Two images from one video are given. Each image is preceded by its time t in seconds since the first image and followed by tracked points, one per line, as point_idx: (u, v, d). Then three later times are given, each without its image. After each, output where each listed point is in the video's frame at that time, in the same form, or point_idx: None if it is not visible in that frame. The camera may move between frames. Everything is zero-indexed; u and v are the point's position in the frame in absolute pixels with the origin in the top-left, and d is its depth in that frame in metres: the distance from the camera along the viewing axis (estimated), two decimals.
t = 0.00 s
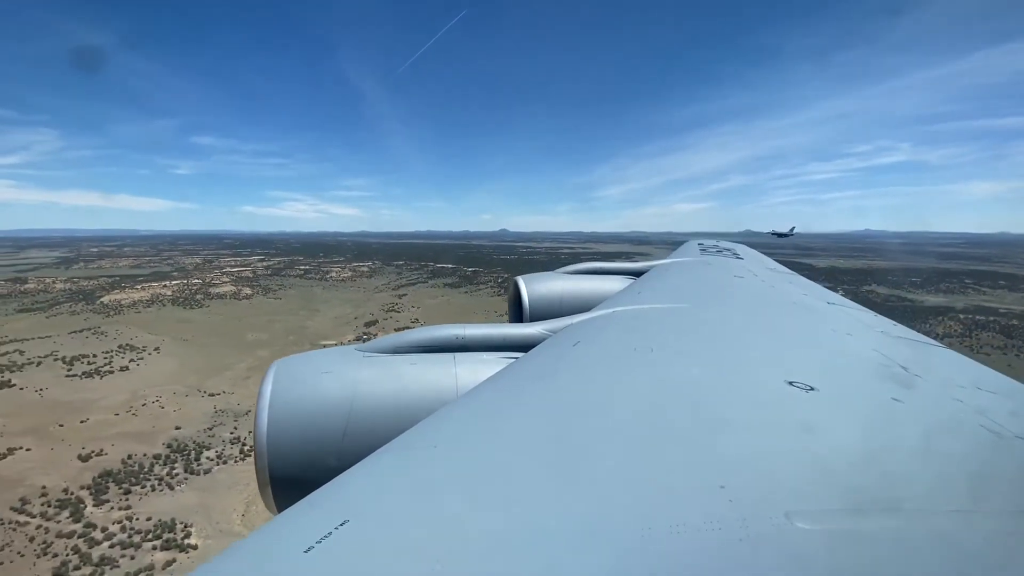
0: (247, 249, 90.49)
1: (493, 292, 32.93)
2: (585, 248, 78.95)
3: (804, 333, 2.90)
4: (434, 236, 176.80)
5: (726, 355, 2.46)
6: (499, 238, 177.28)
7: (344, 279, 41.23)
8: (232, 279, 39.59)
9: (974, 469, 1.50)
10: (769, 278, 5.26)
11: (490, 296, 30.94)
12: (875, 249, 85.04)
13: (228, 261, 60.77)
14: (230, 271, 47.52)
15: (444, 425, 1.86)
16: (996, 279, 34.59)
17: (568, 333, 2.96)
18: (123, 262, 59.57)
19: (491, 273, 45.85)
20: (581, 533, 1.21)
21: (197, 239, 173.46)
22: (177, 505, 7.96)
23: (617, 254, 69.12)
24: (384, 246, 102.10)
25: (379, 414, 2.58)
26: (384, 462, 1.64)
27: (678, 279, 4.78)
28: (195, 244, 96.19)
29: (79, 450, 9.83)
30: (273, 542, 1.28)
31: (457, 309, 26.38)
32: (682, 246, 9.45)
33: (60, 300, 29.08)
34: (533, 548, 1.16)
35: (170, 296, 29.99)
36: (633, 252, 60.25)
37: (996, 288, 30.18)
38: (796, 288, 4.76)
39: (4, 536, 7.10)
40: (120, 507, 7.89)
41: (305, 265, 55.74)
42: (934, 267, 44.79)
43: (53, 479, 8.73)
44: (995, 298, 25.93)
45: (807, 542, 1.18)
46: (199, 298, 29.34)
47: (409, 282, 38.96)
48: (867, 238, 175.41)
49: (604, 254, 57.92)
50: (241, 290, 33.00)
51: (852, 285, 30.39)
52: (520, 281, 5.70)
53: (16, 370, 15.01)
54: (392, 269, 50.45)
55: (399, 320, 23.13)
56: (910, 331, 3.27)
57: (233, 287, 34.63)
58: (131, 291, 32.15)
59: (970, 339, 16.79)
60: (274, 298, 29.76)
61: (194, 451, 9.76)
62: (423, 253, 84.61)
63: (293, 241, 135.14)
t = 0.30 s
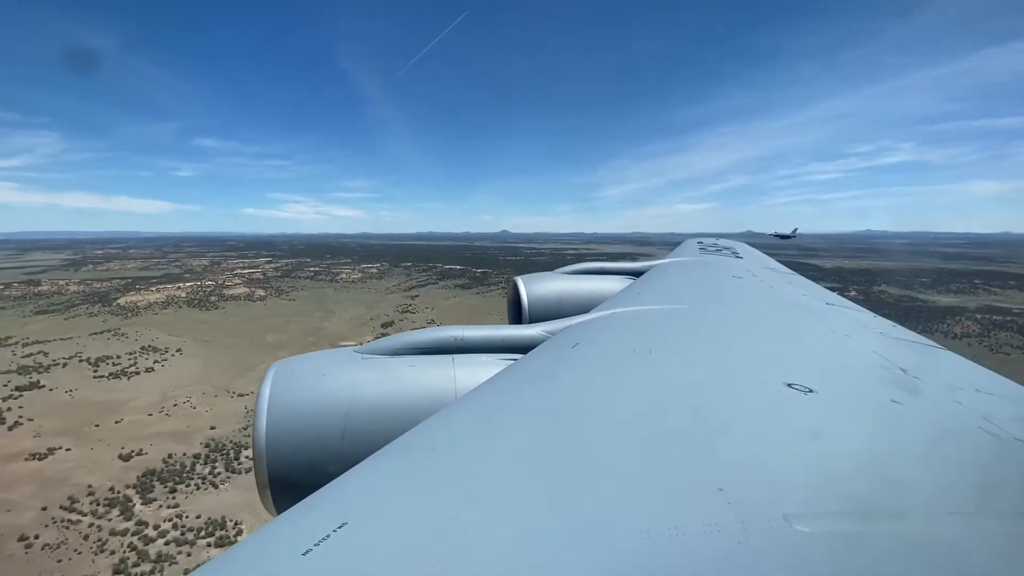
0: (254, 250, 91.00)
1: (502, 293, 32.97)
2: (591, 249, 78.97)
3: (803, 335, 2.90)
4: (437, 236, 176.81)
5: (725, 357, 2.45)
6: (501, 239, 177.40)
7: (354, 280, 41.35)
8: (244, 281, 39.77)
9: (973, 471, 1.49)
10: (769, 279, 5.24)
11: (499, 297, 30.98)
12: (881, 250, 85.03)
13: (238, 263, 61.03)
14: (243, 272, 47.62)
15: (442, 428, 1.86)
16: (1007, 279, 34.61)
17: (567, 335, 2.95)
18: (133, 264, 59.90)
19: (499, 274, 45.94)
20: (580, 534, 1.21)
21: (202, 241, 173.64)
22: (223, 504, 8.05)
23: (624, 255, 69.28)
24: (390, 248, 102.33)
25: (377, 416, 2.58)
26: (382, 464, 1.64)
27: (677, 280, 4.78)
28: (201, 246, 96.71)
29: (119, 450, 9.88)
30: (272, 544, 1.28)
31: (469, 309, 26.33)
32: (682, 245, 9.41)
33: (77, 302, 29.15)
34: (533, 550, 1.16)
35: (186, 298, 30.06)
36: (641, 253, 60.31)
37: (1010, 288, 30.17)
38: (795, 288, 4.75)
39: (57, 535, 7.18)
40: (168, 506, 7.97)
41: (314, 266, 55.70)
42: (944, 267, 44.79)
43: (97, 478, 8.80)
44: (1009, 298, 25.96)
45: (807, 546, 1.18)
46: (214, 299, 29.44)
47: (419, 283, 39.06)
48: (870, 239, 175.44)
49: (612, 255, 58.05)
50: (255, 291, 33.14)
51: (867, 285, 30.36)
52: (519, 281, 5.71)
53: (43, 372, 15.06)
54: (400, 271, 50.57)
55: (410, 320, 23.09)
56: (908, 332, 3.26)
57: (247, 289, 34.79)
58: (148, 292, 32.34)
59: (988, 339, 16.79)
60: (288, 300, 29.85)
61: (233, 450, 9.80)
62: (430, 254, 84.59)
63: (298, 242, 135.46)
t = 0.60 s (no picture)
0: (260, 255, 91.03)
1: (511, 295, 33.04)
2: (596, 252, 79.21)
3: (802, 337, 2.90)
4: (440, 239, 176.87)
5: (723, 359, 2.45)
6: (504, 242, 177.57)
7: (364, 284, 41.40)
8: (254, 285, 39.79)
9: (973, 472, 1.50)
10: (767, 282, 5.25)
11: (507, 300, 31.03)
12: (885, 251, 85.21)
13: (247, 266, 61.16)
14: (253, 276, 47.65)
15: (442, 431, 1.85)
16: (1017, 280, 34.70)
17: (565, 338, 2.96)
18: (143, 268, 60.08)
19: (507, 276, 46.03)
20: (579, 537, 1.21)
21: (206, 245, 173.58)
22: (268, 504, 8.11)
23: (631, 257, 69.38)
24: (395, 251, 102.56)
25: (374, 421, 2.57)
26: (381, 468, 1.64)
27: (676, 283, 4.78)
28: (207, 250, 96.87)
29: (157, 452, 9.89)
30: (271, 548, 1.28)
31: (478, 312, 26.33)
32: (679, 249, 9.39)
33: (93, 306, 29.17)
34: (531, 554, 1.15)
35: (199, 302, 30.05)
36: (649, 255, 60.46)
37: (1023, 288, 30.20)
38: (793, 291, 4.75)
39: (110, 535, 7.23)
40: (215, 506, 8.01)
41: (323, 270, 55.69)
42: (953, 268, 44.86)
43: (140, 479, 8.83)
44: None
45: (807, 548, 1.18)
46: (228, 303, 29.47)
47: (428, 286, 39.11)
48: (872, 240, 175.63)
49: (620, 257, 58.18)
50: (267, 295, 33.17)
51: (881, 287, 30.37)
52: (518, 285, 5.71)
53: (69, 375, 15.06)
54: (408, 274, 50.66)
55: (420, 323, 23.07)
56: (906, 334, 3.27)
57: (259, 292, 34.85)
58: (162, 296, 32.44)
59: (1005, 339, 16.82)
60: (300, 303, 29.88)
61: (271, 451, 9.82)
62: (436, 257, 84.68)
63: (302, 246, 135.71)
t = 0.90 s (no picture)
0: (266, 259, 91.46)
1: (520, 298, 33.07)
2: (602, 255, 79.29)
3: (800, 336, 2.91)
4: (443, 243, 176.92)
5: (722, 359, 2.45)
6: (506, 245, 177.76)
7: (373, 288, 41.44)
8: (265, 289, 39.84)
9: (972, 471, 1.49)
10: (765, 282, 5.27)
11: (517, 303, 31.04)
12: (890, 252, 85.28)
13: (256, 271, 61.21)
14: (264, 280, 47.64)
15: (441, 432, 1.86)
16: None
17: (565, 338, 2.96)
18: (153, 273, 60.22)
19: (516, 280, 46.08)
20: (579, 538, 1.21)
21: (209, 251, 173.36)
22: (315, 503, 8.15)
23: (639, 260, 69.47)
24: (400, 255, 102.75)
25: (373, 424, 2.57)
26: (380, 470, 1.63)
27: (675, 283, 4.79)
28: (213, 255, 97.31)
29: (195, 455, 9.86)
30: (271, 551, 1.27)
31: (486, 315, 26.31)
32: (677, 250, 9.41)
33: (107, 311, 29.19)
34: (530, 555, 1.15)
35: (213, 307, 30.06)
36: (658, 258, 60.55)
37: None
38: (792, 291, 4.76)
39: (161, 536, 7.27)
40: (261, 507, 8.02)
41: (332, 274, 55.64)
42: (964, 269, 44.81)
43: (182, 482, 8.84)
44: None
45: (807, 548, 1.17)
46: (242, 307, 29.52)
47: (436, 289, 39.13)
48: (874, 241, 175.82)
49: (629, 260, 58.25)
50: (279, 299, 33.21)
51: (894, 288, 30.38)
52: (516, 286, 5.72)
53: (94, 380, 15.04)
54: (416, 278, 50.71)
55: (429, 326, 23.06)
56: (905, 333, 3.27)
57: (272, 296, 34.94)
58: (177, 301, 32.53)
59: None
60: (314, 307, 29.93)
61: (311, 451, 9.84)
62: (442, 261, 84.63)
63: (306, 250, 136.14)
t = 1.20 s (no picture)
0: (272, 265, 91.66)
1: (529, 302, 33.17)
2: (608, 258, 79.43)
3: (800, 336, 2.91)
4: (445, 247, 176.83)
5: (720, 360, 2.46)
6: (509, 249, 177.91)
7: (382, 292, 41.53)
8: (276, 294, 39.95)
9: (972, 471, 1.49)
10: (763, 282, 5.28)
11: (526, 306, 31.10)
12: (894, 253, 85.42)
13: (264, 276, 61.35)
14: (273, 285, 47.55)
15: (442, 433, 1.86)
16: None
17: (565, 339, 2.96)
18: (162, 278, 60.41)
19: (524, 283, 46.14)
20: (579, 539, 1.21)
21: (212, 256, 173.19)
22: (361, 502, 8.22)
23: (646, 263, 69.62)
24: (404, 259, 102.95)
25: (371, 426, 2.57)
26: (380, 472, 1.63)
27: (674, 283, 4.80)
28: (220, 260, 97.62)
29: (231, 458, 9.91)
30: (272, 553, 1.27)
31: (494, 318, 26.35)
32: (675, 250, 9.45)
33: (121, 317, 29.12)
34: (530, 556, 1.15)
35: (226, 312, 30.10)
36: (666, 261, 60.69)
37: None
38: (791, 291, 4.77)
39: (210, 539, 7.32)
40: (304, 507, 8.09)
41: (341, 279, 55.58)
42: (973, 270, 44.84)
43: (223, 485, 8.89)
44: None
45: (807, 549, 1.17)
46: (255, 312, 29.60)
47: (445, 293, 39.21)
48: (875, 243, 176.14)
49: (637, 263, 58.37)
50: (292, 304, 33.30)
51: (906, 290, 30.33)
52: (514, 286, 5.74)
53: (119, 386, 15.03)
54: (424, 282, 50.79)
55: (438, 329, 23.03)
56: (904, 332, 3.28)
57: (285, 301, 35.05)
58: (191, 306, 32.65)
59: None
60: (327, 311, 30.05)
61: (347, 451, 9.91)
62: (447, 265, 84.50)
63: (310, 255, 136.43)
